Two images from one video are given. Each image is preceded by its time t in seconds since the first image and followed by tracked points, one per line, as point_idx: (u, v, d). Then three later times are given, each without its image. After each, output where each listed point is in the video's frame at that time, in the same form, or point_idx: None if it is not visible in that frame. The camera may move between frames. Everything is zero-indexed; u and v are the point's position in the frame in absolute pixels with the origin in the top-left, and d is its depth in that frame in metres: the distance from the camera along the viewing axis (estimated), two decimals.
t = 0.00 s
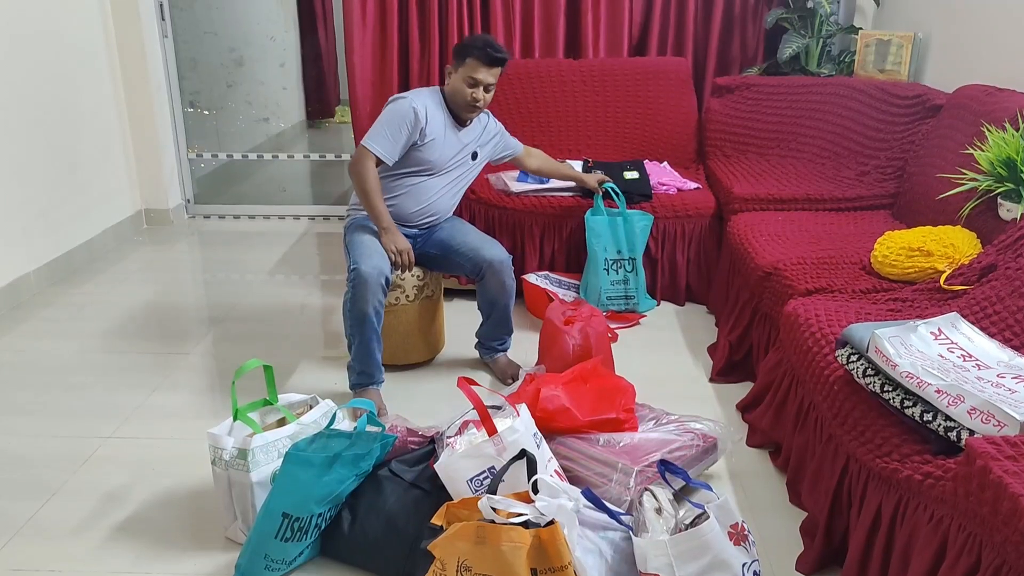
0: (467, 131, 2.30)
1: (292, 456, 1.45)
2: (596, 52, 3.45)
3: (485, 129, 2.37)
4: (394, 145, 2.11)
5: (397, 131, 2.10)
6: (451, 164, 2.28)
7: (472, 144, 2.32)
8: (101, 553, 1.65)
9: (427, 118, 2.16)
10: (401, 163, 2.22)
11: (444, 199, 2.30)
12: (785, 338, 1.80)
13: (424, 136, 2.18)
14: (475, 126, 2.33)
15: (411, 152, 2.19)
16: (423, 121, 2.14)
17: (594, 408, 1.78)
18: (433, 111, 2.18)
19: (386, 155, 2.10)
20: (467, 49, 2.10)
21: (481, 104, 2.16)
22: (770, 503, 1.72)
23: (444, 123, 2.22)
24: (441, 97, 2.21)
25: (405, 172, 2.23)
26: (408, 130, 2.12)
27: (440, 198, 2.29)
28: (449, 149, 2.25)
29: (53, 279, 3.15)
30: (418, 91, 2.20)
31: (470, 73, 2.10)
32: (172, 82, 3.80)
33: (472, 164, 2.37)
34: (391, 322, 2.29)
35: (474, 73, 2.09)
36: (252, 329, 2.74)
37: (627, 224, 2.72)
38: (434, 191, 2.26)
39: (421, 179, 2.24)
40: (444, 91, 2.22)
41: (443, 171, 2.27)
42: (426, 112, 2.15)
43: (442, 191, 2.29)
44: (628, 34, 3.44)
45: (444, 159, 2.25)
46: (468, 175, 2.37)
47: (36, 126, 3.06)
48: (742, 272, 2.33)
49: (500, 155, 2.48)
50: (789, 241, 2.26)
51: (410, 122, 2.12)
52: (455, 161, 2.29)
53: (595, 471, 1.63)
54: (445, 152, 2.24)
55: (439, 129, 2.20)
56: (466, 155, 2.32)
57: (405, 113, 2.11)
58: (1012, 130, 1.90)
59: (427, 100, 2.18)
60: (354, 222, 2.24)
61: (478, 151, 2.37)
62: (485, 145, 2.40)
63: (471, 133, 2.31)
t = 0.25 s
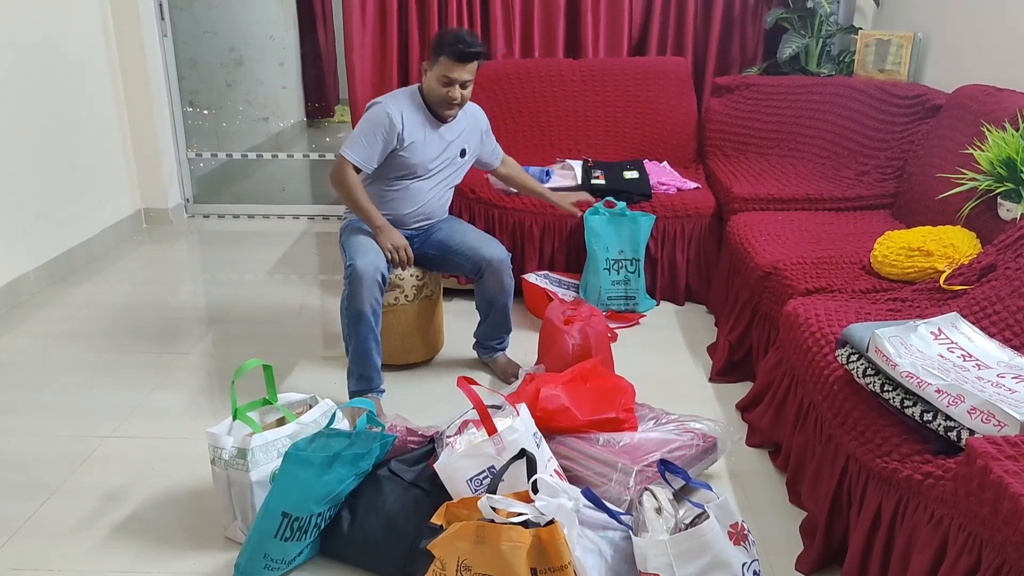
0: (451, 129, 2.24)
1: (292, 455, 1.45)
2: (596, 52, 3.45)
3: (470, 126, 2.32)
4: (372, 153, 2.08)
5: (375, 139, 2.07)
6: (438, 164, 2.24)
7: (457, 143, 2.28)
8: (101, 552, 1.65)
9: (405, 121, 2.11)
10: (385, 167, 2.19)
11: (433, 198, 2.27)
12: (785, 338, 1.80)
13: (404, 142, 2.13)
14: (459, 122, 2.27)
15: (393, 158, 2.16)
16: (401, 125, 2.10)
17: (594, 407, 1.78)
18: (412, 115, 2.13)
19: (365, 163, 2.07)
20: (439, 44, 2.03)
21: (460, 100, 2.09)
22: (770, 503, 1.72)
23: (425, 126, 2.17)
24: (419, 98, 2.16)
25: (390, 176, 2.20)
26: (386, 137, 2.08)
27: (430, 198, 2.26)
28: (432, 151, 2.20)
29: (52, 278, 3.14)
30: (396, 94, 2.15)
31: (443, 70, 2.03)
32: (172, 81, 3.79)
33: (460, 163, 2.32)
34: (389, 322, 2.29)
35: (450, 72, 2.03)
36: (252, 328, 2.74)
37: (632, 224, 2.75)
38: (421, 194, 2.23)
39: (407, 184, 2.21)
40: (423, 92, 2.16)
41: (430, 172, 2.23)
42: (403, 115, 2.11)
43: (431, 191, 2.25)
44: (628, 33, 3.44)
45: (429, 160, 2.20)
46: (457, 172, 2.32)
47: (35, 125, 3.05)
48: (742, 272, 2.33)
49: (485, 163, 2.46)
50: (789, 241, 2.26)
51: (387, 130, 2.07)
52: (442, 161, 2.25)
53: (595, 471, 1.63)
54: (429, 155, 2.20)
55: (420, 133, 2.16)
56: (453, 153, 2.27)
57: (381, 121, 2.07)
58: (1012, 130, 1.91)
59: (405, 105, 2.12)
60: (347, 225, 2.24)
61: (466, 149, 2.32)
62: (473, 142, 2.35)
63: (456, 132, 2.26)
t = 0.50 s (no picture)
0: (439, 142, 2.18)
1: (292, 455, 1.45)
2: (596, 53, 3.45)
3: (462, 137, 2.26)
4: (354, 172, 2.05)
5: (357, 160, 2.04)
6: (427, 178, 2.19)
7: (449, 156, 2.22)
8: (101, 553, 1.65)
9: (388, 139, 2.07)
10: (373, 182, 2.16)
11: (425, 210, 2.24)
12: (785, 339, 1.80)
13: (389, 160, 2.10)
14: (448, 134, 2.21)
15: (379, 175, 2.13)
16: (383, 145, 2.06)
17: (594, 408, 1.78)
18: (397, 133, 2.09)
19: (347, 185, 2.05)
20: (421, 61, 1.96)
21: (447, 117, 2.02)
22: (770, 504, 1.72)
23: (411, 142, 2.12)
24: (404, 113, 2.10)
25: (378, 191, 2.18)
26: (369, 157, 2.05)
27: (420, 210, 2.23)
28: (420, 166, 2.16)
29: (52, 278, 3.15)
30: (383, 109, 2.10)
31: (428, 88, 1.96)
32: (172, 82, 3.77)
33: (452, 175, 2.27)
34: (389, 322, 2.30)
35: (435, 89, 1.96)
36: (252, 329, 2.74)
37: (632, 224, 2.77)
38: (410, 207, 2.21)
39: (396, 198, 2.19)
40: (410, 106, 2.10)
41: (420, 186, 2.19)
42: (385, 134, 2.06)
43: (421, 203, 2.22)
44: (628, 34, 3.44)
45: (416, 176, 2.16)
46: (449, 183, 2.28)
47: (36, 126, 3.06)
48: (742, 273, 2.34)
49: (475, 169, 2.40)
50: (788, 242, 2.27)
51: (369, 150, 2.04)
52: (431, 175, 2.20)
53: (595, 471, 1.63)
54: (416, 171, 2.16)
55: (405, 150, 2.11)
56: (443, 166, 2.22)
57: (363, 141, 2.03)
58: (1011, 131, 1.91)
59: (390, 121, 2.08)
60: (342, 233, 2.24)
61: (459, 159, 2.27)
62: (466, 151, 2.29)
63: (446, 145, 2.20)
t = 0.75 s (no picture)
0: (439, 151, 2.17)
1: (291, 454, 1.46)
2: (594, 53, 3.46)
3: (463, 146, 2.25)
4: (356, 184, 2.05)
5: (356, 171, 2.04)
6: (427, 187, 2.19)
7: (449, 164, 2.22)
8: (100, 552, 1.65)
9: (388, 151, 2.06)
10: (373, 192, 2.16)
11: (423, 217, 2.24)
12: (783, 338, 1.81)
13: (391, 171, 2.10)
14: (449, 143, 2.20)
15: (380, 185, 2.13)
16: (385, 157, 2.05)
17: (593, 407, 1.79)
18: (399, 144, 2.08)
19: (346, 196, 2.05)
20: (425, 74, 1.94)
21: (450, 130, 2.02)
22: (767, 502, 1.73)
23: (413, 154, 2.11)
24: (406, 123, 2.08)
25: (377, 199, 2.17)
26: (371, 169, 2.05)
27: (419, 218, 2.23)
28: (421, 177, 2.16)
29: (51, 278, 3.15)
30: (385, 120, 2.09)
31: (433, 101, 1.95)
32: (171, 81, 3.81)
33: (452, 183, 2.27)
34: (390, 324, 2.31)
35: (439, 102, 1.95)
36: (251, 328, 2.74)
37: (630, 224, 2.77)
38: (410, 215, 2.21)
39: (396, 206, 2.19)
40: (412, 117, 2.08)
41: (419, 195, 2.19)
42: (386, 146, 2.05)
43: (419, 211, 2.23)
44: (626, 34, 3.45)
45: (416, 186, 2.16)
46: (449, 190, 2.28)
47: (34, 125, 3.06)
48: (739, 272, 2.34)
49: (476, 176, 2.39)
50: (786, 242, 2.27)
51: (371, 162, 2.04)
52: (431, 184, 2.20)
53: (593, 470, 1.64)
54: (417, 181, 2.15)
55: (407, 161, 2.11)
56: (442, 175, 2.21)
57: (365, 153, 2.03)
58: (1008, 131, 1.91)
59: (392, 133, 2.07)
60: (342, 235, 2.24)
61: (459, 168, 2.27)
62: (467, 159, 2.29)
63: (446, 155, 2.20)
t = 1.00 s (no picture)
0: (438, 147, 2.17)
1: (291, 451, 1.46)
2: (595, 51, 3.46)
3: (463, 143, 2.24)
4: (351, 175, 2.06)
5: (352, 164, 2.05)
6: (424, 182, 2.19)
7: (448, 160, 2.21)
8: (99, 548, 1.66)
9: (385, 143, 2.07)
10: (371, 185, 2.17)
11: (421, 214, 2.24)
12: (781, 336, 1.81)
13: (386, 163, 2.10)
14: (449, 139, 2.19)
15: (376, 178, 2.13)
16: (380, 148, 2.06)
17: (591, 404, 1.79)
18: (394, 136, 2.08)
19: (342, 189, 2.06)
20: (429, 66, 1.94)
21: (452, 121, 2.03)
22: (765, 500, 1.73)
23: (409, 146, 2.11)
24: (404, 116, 2.09)
25: (375, 192, 2.18)
26: (366, 160, 2.06)
27: (417, 214, 2.23)
28: (418, 170, 2.15)
29: (52, 276, 3.15)
30: (382, 112, 2.10)
31: (437, 93, 1.95)
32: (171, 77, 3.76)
33: (452, 180, 2.26)
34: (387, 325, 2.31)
35: (444, 95, 1.95)
36: (252, 326, 2.75)
37: (630, 222, 2.78)
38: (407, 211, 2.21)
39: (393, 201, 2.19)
40: (410, 109, 2.09)
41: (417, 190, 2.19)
42: (382, 138, 2.06)
43: (418, 207, 2.22)
44: (627, 32, 3.45)
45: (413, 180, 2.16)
46: (448, 187, 2.27)
47: (36, 123, 3.07)
48: (739, 270, 2.35)
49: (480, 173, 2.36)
50: (784, 239, 2.28)
51: (366, 152, 2.05)
52: (428, 178, 2.20)
53: (591, 467, 1.64)
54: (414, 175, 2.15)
55: (403, 153, 2.11)
56: (441, 171, 2.21)
57: (360, 143, 2.04)
58: (1007, 129, 1.92)
59: (388, 124, 2.08)
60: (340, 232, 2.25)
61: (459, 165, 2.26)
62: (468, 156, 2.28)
63: (445, 150, 2.19)
